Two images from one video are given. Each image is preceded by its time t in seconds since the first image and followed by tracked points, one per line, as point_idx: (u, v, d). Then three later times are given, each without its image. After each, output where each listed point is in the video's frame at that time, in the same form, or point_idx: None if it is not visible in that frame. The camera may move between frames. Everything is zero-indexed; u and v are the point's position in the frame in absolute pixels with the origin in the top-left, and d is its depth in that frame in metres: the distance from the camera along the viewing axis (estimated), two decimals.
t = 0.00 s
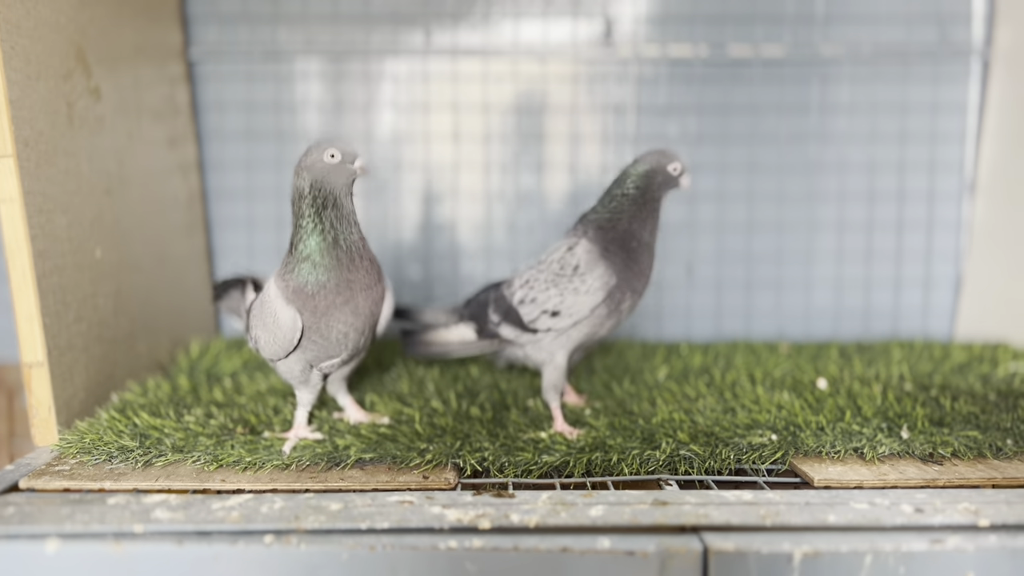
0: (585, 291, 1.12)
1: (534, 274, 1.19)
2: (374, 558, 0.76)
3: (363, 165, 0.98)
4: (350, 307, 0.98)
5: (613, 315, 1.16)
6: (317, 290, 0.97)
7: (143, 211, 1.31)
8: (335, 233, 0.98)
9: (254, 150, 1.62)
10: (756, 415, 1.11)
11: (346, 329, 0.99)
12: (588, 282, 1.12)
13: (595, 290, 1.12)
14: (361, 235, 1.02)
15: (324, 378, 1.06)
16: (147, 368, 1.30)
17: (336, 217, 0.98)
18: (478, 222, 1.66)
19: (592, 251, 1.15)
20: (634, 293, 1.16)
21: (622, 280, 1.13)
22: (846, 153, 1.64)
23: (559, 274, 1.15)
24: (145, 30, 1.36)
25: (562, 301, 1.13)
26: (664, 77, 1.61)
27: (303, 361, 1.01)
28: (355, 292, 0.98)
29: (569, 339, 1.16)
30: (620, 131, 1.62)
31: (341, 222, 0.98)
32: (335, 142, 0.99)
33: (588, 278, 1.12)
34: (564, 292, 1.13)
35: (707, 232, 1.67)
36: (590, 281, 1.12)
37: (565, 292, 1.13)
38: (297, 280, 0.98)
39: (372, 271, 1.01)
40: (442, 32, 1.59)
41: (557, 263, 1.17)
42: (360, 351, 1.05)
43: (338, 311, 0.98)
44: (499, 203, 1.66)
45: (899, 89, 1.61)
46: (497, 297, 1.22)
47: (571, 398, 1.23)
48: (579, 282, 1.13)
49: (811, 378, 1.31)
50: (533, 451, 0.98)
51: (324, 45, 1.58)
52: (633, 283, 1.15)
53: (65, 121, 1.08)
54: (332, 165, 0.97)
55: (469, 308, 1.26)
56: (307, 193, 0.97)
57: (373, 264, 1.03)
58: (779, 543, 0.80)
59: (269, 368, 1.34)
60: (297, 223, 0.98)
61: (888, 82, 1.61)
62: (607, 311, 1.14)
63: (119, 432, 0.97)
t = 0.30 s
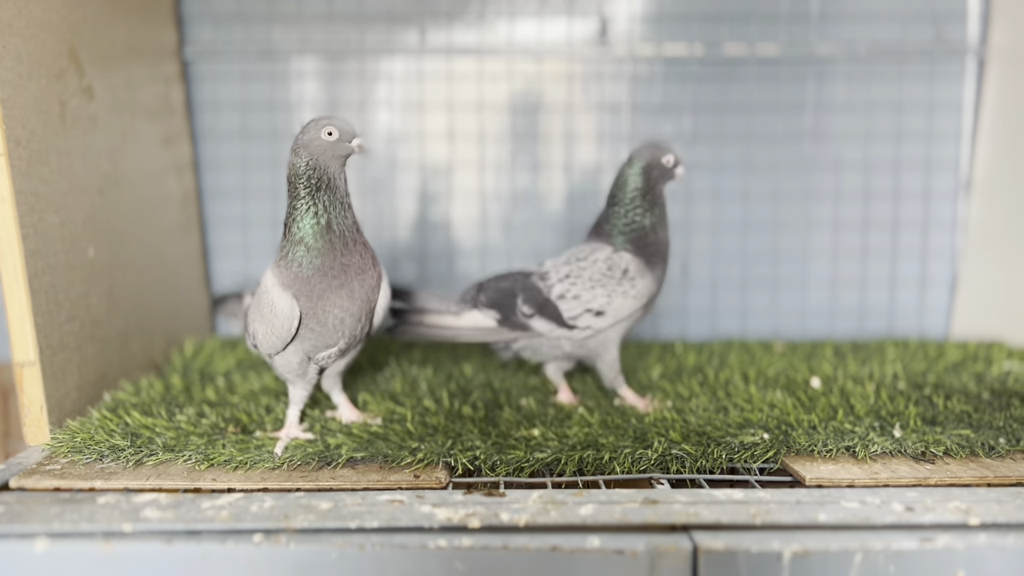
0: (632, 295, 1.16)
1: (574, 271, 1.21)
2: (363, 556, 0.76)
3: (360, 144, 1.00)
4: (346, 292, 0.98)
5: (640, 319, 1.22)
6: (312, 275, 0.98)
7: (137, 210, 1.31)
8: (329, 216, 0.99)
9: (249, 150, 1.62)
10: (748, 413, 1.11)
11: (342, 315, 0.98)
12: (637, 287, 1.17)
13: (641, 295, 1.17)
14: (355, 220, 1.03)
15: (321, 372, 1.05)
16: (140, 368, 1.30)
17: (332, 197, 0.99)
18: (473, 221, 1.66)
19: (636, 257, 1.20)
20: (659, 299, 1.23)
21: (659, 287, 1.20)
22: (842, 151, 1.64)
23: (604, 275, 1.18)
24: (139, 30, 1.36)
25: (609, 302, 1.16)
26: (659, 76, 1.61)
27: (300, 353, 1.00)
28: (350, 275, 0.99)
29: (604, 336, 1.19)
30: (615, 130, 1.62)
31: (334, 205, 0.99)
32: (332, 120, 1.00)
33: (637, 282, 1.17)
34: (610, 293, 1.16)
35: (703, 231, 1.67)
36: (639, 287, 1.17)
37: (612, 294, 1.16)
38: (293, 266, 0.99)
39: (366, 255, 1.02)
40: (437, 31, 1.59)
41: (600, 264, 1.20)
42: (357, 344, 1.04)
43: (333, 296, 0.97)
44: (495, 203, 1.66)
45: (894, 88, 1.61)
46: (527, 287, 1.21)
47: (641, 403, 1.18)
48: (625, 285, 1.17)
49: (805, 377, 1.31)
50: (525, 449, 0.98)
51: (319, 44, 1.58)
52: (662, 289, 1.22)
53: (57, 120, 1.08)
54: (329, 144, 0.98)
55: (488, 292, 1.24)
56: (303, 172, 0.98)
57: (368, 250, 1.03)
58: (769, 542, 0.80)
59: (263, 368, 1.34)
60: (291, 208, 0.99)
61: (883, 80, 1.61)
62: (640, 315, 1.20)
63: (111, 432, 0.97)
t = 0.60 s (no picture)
0: (674, 302, 1.13)
1: (613, 274, 1.15)
2: (352, 552, 0.76)
3: (344, 151, 0.97)
4: (341, 285, 0.97)
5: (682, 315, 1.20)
6: (304, 269, 0.97)
7: (129, 206, 1.30)
8: (319, 214, 0.97)
9: (243, 146, 1.61)
10: (742, 409, 1.11)
11: (336, 308, 0.97)
12: (678, 294, 1.13)
13: (682, 300, 1.13)
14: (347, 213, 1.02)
15: (313, 366, 1.05)
16: (132, 364, 1.30)
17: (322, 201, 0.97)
18: (469, 217, 1.66)
19: (679, 258, 1.13)
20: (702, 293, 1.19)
21: (702, 286, 1.15)
22: (838, 147, 1.63)
23: (645, 280, 1.13)
24: (131, 25, 1.36)
25: (648, 310, 1.13)
26: (654, 71, 1.60)
27: (293, 346, 1.00)
28: (343, 269, 0.98)
29: (641, 336, 1.18)
30: (611, 125, 1.62)
31: (323, 205, 0.97)
32: (316, 121, 0.97)
33: (679, 289, 1.12)
34: (650, 301, 1.13)
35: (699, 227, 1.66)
36: (681, 293, 1.13)
37: (652, 302, 1.13)
38: (285, 260, 0.98)
39: (360, 248, 1.00)
40: (432, 26, 1.58)
41: (640, 266, 1.14)
42: (351, 337, 1.03)
43: (327, 290, 0.97)
44: (490, 198, 1.65)
45: (891, 82, 1.60)
46: (568, 287, 1.17)
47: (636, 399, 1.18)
48: (666, 291, 1.13)
49: (800, 373, 1.30)
50: (517, 445, 0.98)
51: (314, 40, 1.57)
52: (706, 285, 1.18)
53: (47, 115, 1.07)
54: (313, 149, 0.96)
55: (529, 288, 1.20)
56: (291, 176, 0.97)
57: (361, 242, 1.02)
58: (760, 537, 0.80)
59: (255, 364, 1.34)
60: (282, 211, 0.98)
61: (880, 75, 1.60)
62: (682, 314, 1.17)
63: (100, 428, 0.97)
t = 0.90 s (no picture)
0: (686, 296, 1.08)
1: (631, 270, 1.15)
2: (345, 552, 0.76)
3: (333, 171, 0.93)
4: (336, 291, 0.96)
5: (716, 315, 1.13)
6: (299, 275, 0.96)
7: (123, 205, 1.30)
8: (312, 225, 0.96)
9: (239, 144, 1.61)
10: (738, 409, 1.11)
11: (331, 313, 0.97)
12: (689, 287, 1.08)
13: (696, 294, 1.08)
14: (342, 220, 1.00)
15: (307, 369, 1.04)
16: (127, 364, 1.29)
17: (312, 216, 0.96)
18: (465, 216, 1.66)
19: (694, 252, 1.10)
20: (734, 291, 1.11)
21: (723, 282, 1.09)
22: (836, 145, 1.63)
23: (657, 274, 1.11)
24: (126, 24, 1.35)
25: (661, 304, 1.09)
26: (651, 69, 1.59)
27: (287, 350, 1.00)
28: (338, 275, 0.97)
29: (666, 336, 1.14)
30: (608, 123, 1.61)
31: (316, 219, 0.96)
32: (306, 136, 0.94)
33: (690, 283, 1.08)
34: (662, 295, 1.09)
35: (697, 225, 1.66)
36: (692, 286, 1.08)
37: (664, 295, 1.09)
38: (280, 265, 0.97)
39: (355, 254, 1.00)
40: (428, 25, 1.58)
41: (655, 262, 1.13)
42: (346, 341, 1.03)
43: (321, 296, 0.96)
44: (487, 197, 1.65)
45: (888, 80, 1.60)
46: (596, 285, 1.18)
47: (707, 392, 1.19)
48: (678, 284, 1.09)
49: (796, 372, 1.30)
50: (513, 444, 0.98)
51: (310, 38, 1.56)
52: (734, 282, 1.10)
53: (42, 114, 1.07)
54: (301, 170, 0.93)
55: (565, 288, 1.23)
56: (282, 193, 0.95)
57: (357, 248, 1.01)
58: (755, 536, 0.80)
59: (251, 364, 1.34)
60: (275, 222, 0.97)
61: (877, 73, 1.59)
62: (709, 312, 1.11)
63: (95, 428, 0.97)
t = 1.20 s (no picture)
0: (663, 270, 1.10)
1: (636, 251, 1.20)
2: (341, 546, 0.75)
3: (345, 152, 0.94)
4: (334, 285, 0.96)
5: (707, 301, 1.10)
6: (297, 268, 0.96)
7: (120, 200, 1.29)
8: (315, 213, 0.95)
9: (237, 140, 1.60)
10: (737, 402, 1.10)
11: (330, 307, 0.96)
12: (666, 261, 1.10)
13: (671, 268, 1.09)
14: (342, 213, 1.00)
15: (305, 364, 1.04)
16: (124, 360, 1.29)
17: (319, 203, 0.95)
18: (463, 211, 1.65)
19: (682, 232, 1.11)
20: (725, 276, 1.07)
21: (702, 262, 1.08)
22: (835, 138, 1.62)
23: (648, 253, 1.15)
24: (122, 18, 1.34)
25: (645, 278, 1.13)
26: (650, 63, 1.59)
27: (285, 344, 0.99)
28: (337, 269, 0.97)
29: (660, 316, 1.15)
30: (606, 118, 1.61)
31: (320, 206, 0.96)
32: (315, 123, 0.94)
33: (667, 257, 1.10)
34: (647, 270, 1.13)
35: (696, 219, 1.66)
36: (668, 261, 1.10)
37: (648, 269, 1.13)
38: (278, 259, 0.97)
39: (353, 247, 1.00)
40: (426, 19, 1.57)
41: (652, 243, 1.16)
42: (343, 336, 1.03)
43: (320, 289, 0.96)
44: (485, 191, 1.64)
45: (888, 73, 1.59)
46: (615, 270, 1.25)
47: (707, 387, 1.18)
48: (659, 259, 1.12)
49: (796, 365, 1.30)
50: (511, 438, 0.97)
51: (307, 33, 1.56)
52: (719, 264, 1.07)
53: (37, 108, 1.06)
54: (312, 154, 0.93)
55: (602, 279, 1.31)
56: (290, 182, 0.94)
57: (355, 242, 1.01)
58: (754, 529, 0.79)
59: (249, 359, 1.33)
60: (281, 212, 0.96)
61: (877, 66, 1.59)
62: (691, 291, 1.09)
63: (91, 423, 0.96)
